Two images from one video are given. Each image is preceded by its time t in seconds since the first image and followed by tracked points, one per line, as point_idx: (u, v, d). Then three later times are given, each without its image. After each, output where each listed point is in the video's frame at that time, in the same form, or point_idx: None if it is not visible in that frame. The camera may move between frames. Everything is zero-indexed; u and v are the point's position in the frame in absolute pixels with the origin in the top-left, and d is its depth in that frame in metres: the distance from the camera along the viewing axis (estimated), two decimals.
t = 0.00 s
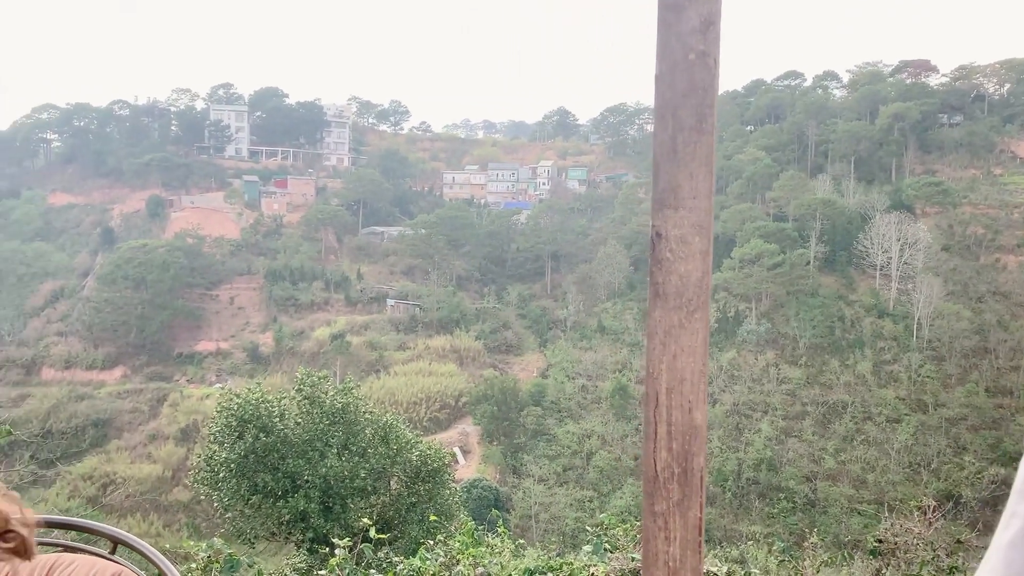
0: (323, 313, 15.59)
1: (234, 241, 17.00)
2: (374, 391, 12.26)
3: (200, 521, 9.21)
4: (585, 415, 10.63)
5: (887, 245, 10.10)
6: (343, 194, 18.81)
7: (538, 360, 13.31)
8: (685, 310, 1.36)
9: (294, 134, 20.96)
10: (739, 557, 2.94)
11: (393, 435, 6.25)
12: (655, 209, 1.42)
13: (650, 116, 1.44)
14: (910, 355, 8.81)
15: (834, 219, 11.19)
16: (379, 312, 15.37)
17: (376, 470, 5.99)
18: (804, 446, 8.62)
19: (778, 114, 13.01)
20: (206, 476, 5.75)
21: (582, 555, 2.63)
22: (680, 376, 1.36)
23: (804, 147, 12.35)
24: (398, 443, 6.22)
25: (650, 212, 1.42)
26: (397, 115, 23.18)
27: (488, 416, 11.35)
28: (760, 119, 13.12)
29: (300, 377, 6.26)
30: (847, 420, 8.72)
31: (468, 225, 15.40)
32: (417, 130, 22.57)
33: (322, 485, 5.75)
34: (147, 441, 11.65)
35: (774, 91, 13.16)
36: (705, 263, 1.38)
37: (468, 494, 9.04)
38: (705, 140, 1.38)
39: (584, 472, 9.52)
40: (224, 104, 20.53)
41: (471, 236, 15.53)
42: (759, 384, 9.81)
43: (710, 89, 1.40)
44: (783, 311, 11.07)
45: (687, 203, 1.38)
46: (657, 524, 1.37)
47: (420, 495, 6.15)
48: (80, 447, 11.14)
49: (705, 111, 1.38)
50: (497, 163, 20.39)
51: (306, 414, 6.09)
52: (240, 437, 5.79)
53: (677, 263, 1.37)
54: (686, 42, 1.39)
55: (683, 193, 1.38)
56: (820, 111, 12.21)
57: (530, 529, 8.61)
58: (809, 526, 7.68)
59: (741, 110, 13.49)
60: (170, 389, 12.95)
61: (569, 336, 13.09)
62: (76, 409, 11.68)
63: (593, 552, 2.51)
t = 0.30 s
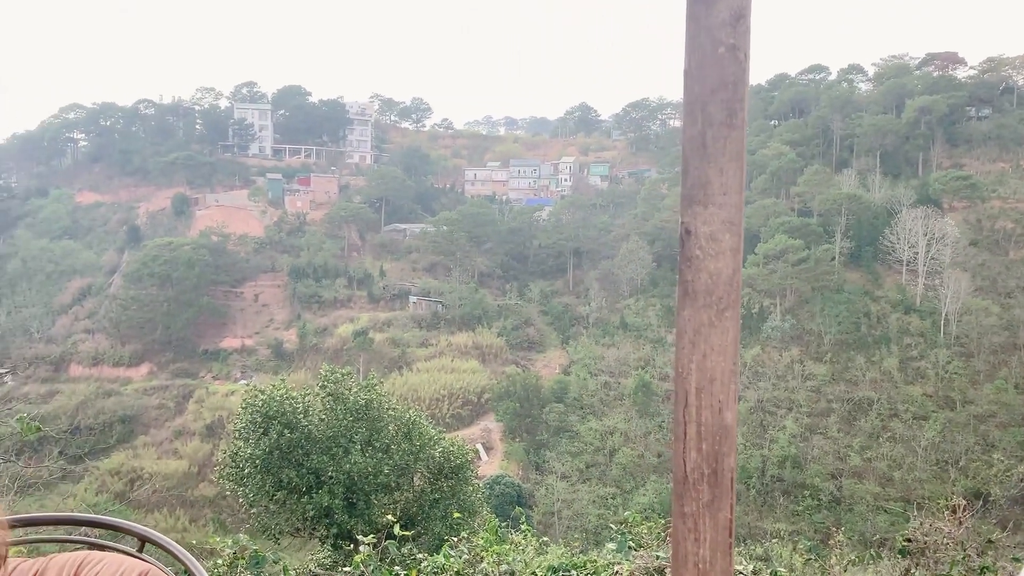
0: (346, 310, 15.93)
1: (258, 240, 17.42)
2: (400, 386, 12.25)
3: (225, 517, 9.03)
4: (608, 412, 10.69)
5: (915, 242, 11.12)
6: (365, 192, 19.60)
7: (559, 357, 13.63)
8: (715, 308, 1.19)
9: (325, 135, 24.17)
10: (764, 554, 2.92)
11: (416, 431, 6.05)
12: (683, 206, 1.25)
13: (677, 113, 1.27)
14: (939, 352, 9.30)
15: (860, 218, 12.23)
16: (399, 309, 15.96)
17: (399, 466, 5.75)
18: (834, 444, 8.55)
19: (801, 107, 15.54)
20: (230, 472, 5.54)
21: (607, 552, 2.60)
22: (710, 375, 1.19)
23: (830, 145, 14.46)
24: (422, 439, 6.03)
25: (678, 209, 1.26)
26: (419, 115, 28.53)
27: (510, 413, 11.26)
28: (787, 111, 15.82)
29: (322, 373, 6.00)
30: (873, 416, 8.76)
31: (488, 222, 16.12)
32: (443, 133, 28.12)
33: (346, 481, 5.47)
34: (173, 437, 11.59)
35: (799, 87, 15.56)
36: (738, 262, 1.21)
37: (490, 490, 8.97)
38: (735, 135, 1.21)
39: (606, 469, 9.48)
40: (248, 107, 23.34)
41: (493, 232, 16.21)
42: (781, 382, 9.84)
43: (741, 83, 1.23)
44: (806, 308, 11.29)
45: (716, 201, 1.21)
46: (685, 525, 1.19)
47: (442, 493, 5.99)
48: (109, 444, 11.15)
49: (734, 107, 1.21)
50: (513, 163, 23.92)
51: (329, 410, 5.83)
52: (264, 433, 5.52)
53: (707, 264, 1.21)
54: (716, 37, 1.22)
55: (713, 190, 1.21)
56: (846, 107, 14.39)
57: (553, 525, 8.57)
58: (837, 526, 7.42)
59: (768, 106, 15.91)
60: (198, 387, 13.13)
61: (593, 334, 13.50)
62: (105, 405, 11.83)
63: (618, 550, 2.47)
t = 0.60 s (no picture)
0: (361, 305, 15.99)
1: (273, 237, 17.51)
2: (417, 381, 12.30)
3: (243, 512, 9.08)
4: (623, 407, 10.69)
5: (935, 236, 11.12)
6: (381, 188, 19.79)
7: (575, 353, 13.67)
8: (734, 305, 1.13)
9: (338, 131, 24.20)
10: (781, 550, 2.91)
11: (432, 427, 6.07)
12: (701, 200, 1.19)
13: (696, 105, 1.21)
14: (959, 347, 9.37)
15: (877, 210, 12.26)
16: (414, 306, 16.02)
17: (415, 462, 5.74)
18: (848, 438, 8.46)
19: (818, 99, 15.89)
20: (247, 468, 5.56)
21: (624, 549, 2.58)
22: (729, 373, 1.13)
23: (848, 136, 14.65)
24: (438, 435, 6.04)
25: (697, 203, 1.20)
26: (433, 109, 28.96)
27: (526, 409, 11.22)
28: (803, 104, 16.17)
29: (339, 369, 6.04)
30: (893, 411, 8.72)
31: (503, 217, 16.26)
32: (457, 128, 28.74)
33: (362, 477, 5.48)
34: (190, 433, 11.61)
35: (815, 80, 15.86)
36: (757, 258, 1.15)
37: (506, 485, 8.97)
38: (755, 130, 1.15)
39: (621, 464, 9.45)
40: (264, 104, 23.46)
41: (509, 228, 16.37)
42: (799, 377, 9.80)
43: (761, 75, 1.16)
44: (823, 303, 11.24)
45: (735, 195, 1.15)
46: (703, 526, 1.14)
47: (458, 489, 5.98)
48: (127, 440, 11.23)
49: (754, 100, 1.15)
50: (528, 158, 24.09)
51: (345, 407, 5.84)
52: (280, 429, 5.54)
53: (725, 260, 1.15)
54: (735, 28, 1.16)
55: (731, 184, 1.15)
56: (861, 99, 14.70)
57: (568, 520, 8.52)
58: (857, 521, 7.32)
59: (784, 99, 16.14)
60: (216, 382, 13.24)
61: (609, 329, 13.56)
62: (123, 401, 11.95)
63: (635, 547, 2.45)
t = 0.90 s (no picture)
0: (371, 299, 16.04)
1: (284, 231, 17.62)
2: (427, 374, 12.33)
3: (254, 504, 9.14)
4: (634, 401, 10.69)
5: (947, 229, 11.04)
6: (391, 182, 19.84)
7: (585, 346, 13.67)
8: (751, 301, 1.13)
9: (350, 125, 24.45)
10: (793, 544, 2.92)
11: (443, 421, 6.07)
12: (718, 195, 1.18)
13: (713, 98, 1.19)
14: (972, 341, 9.33)
15: (889, 203, 12.17)
16: (424, 299, 16.06)
17: (425, 455, 5.73)
18: (860, 432, 8.43)
19: (830, 92, 15.82)
20: (258, 461, 5.59)
21: (634, 543, 2.59)
22: (747, 371, 1.13)
23: (860, 130, 14.58)
24: (449, 428, 6.03)
25: (714, 197, 1.19)
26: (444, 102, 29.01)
27: (536, 402, 11.24)
28: (815, 96, 16.08)
29: (350, 362, 6.04)
30: (905, 405, 8.68)
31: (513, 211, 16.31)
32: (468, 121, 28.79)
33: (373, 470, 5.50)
34: (202, 426, 11.67)
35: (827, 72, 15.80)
36: (775, 254, 1.14)
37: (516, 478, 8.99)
38: (773, 121, 1.13)
39: (632, 457, 9.45)
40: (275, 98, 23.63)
41: (519, 222, 16.41)
42: (810, 371, 9.77)
43: (779, 66, 1.15)
44: (834, 297, 11.20)
45: (754, 188, 1.14)
46: (719, 526, 1.13)
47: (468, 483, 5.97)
48: (138, 433, 11.31)
49: (773, 92, 1.14)
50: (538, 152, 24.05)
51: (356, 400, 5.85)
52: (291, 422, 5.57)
53: (742, 255, 1.14)
54: (753, 17, 1.14)
55: (749, 178, 1.14)
56: (875, 90, 14.60)
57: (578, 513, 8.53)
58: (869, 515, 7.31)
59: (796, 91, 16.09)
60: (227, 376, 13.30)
61: (619, 323, 13.56)
62: (136, 394, 12.05)
63: (646, 541, 2.45)
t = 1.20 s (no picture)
0: (381, 293, 16.06)
1: (295, 224, 17.67)
2: (438, 367, 12.35)
3: (266, 496, 9.18)
4: (645, 395, 10.67)
5: (961, 225, 10.95)
6: (402, 176, 19.87)
7: (595, 341, 13.66)
8: (772, 300, 1.13)
9: (360, 119, 24.51)
10: (804, 539, 2.92)
11: (453, 414, 6.08)
12: (739, 190, 1.18)
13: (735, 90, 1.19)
14: (986, 337, 9.27)
15: (903, 198, 12.07)
16: (435, 293, 16.08)
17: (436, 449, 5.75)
18: (873, 428, 8.41)
19: (843, 86, 15.77)
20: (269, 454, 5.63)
21: (645, 537, 2.59)
22: (767, 371, 1.12)
23: (874, 124, 14.49)
24: (459, 421, 6.04)
25: (734, 192, 1.18)
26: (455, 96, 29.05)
27: (547, 396, 11.24)
28: (829, 90, 16.03)
29: (361, 355, 6.05)
30: (917, 401, 8.65)
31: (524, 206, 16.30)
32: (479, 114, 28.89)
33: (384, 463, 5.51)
34: (213, 418, 11.71)
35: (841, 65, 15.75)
36: (797, 250, 1.14)
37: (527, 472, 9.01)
38: (797, 113, 1.12)
39: (642, 451, 9.45)
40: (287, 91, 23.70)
41: (530, 217, 16.41)
42: (823, 366, 9.72)
43: (802, 58, 1.14)
44: (846, 292, 11.14)
45: (777, 182, 1.13)
46: (738, 529, 1.13)
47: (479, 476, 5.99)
48: (150, 425, 11.36)
49: (796, 84, 1.13)
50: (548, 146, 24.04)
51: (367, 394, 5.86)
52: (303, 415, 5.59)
53: (764, 252, 1.13)
54: (777, 7, 1.14)
55: (772, 172, 1.13)
56: (888, 84, 14.56)
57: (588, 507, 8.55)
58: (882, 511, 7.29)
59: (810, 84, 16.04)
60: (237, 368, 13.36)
61: (631, 317, 13.54)
62: (147, 386, 12.11)
63: (657, 537, 2.45)
